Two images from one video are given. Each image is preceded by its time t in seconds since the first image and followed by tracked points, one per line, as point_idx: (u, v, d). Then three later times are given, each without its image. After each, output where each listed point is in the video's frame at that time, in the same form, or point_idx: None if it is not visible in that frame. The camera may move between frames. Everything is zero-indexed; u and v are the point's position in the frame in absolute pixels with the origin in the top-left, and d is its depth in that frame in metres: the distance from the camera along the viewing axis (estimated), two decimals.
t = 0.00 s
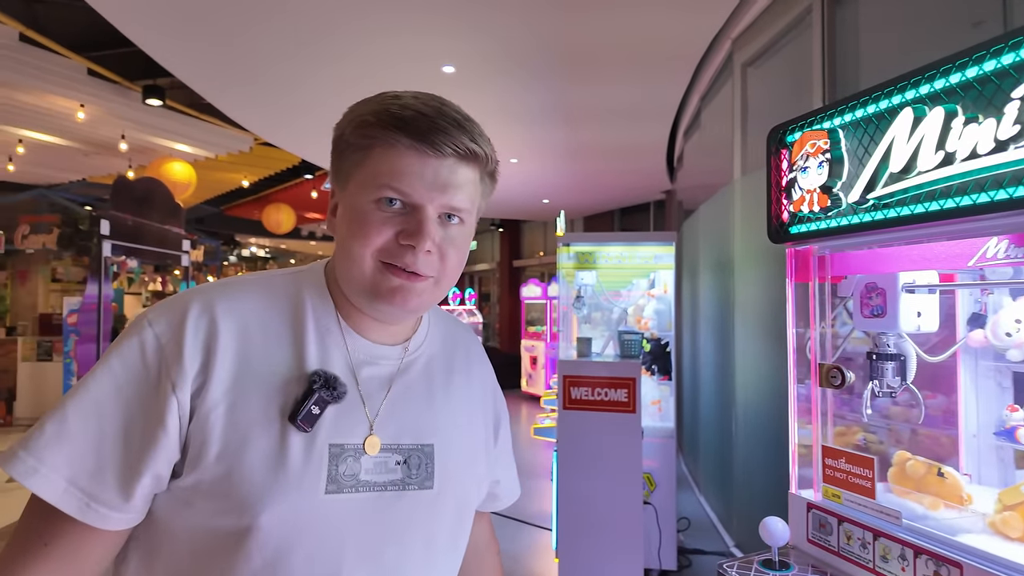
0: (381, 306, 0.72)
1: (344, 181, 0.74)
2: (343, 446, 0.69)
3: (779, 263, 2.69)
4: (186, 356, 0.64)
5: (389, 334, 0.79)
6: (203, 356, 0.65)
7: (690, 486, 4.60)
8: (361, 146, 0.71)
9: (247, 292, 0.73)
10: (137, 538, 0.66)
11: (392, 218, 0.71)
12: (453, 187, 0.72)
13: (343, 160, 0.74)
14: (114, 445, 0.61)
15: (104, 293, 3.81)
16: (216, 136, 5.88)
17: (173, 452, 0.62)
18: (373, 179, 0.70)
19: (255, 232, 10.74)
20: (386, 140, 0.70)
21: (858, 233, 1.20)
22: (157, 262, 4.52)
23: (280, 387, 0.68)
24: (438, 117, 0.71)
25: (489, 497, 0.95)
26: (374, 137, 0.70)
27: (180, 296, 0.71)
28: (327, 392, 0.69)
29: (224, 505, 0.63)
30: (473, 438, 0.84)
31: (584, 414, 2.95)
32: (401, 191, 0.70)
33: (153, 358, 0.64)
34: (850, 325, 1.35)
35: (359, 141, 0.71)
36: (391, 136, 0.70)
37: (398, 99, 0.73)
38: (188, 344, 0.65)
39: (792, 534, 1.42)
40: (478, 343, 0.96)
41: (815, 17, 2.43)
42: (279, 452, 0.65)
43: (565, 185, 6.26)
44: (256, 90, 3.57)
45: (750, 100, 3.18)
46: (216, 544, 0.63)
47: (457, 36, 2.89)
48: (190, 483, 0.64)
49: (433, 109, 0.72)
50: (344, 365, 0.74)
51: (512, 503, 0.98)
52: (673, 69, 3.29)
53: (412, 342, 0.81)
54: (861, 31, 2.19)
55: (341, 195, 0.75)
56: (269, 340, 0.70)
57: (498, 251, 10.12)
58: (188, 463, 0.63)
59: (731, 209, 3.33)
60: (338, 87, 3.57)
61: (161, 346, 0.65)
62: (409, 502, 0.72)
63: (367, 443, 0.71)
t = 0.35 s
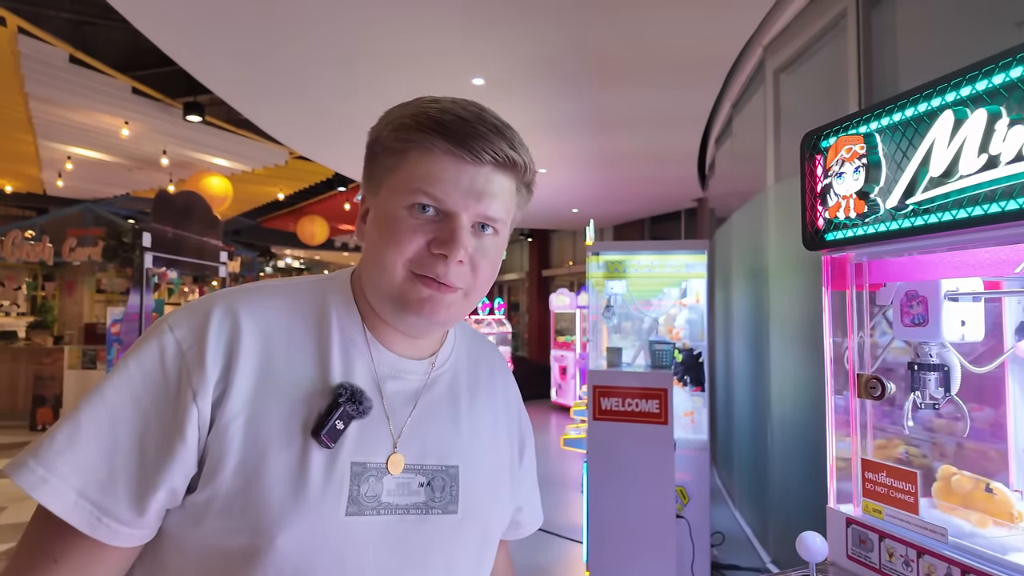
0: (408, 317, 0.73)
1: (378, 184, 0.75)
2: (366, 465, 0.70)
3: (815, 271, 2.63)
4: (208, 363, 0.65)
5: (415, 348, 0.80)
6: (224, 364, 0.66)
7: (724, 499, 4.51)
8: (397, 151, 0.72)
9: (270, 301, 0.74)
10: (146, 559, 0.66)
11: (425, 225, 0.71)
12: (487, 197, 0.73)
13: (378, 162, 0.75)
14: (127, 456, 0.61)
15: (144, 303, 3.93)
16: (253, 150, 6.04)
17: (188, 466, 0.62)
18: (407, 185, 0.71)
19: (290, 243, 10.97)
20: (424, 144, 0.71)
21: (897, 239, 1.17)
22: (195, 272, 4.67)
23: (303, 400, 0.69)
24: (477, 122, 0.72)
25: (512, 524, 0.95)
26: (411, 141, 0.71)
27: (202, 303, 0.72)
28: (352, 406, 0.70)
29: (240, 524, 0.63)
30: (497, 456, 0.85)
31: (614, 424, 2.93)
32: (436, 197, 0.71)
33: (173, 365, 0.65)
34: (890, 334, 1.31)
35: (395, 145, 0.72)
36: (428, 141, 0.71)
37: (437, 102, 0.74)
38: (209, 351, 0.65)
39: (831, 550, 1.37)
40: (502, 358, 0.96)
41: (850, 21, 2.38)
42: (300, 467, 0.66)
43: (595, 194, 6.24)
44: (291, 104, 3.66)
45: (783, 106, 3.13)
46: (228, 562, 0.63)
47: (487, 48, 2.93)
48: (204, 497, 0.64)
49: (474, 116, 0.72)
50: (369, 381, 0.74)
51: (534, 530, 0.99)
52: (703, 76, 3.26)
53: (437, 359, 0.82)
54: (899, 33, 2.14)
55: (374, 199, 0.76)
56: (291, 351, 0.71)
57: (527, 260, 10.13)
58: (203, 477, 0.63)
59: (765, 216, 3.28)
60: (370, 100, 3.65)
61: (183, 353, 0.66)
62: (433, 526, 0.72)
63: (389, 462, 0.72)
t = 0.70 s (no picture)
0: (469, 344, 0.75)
1: (435, 206, 0.70)
2: (381, 480, 0.70)
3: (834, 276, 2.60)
4: (214, 380, 0.65)
5: (429, 358, 0.80)
6: (232, 379, 0.66)
7: (743, 510, 4.44)
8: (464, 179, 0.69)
9: (276, 313, 0.74)
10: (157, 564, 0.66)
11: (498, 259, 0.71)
12: (542, 229, 0.75)
13: (438, 182, 0.70)
14: (131, 479, 0.61)
15: (165, 310, 3.98)
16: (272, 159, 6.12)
17: (197, 488, 0.62)
18: (482, 216, 0.69)
19: (309, 251, 11.07)
20: (499, 178, 0.70)
21: (917, 245, 1.15)
22: (215, 280, 4.74)
23: (317, 414, 0.69)
24: (548, 159, 0.72)
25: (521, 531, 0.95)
26: (489, 172, 0.69)
27: (205, 314, 0.71)
28: (366, 421, 0.71)
29: (253, 545, 0.63)
30: (508, 464, 0.85)
31: (631, 432, 2.91)
32: (508, 232, 0.71)
33: (179, 385, 0.64)
34: (909, 341, 1.29)
35: (465, 170, 0.69)
36: (504, 174, 0.70)
37: (505, 128, 0.72)
38: (216, 367, 0.65)
39: (849, 560, 1.35)
40: (509, 362, 0.96)
41: (868, 24, 2.36)
42: (313, 484, 0.66)
43: (611, 201, 6.24)
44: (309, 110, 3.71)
45: (800, 111, 3.11)
46: None
47: (501, 54, 2.97)
48: (213, 518, 0.64)
49: (541, 148, 0.73)
50: (391, 398, 0.76)
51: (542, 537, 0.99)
52: (719, 81, 3.26)
53: (454, 360, 0.84)
54: (919, 36, 2.12)
55: (423, 217, 0.71)
56: (302, 366, 0.71)
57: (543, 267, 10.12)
58: (211, 498, 0.64)
59: (784, 222, 3.24)
60: (387, 107, 3.70)
61: (188, 369, 0.65)
62: (447, 540, 0.73)
63: (422, 473, 0.74)
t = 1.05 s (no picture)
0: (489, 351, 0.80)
1: (483, 219, 0.73)
2: (413, 490, 0.73)
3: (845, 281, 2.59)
4: (245, 408, 0.63)
5: (430, 362, 0.84)
6: (263, 402, 0.65)
7: (754, 517, 4.41)
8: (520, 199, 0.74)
9: (292, 328, 0.72)
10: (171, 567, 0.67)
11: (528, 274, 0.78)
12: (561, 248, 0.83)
13: (492, 200, 0.73)
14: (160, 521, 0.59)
15: (177, 316, 4.01)
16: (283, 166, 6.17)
17: (236, 522, 0.61)
18: (526, 234, 0.75)
19: (319, 257, 11.15)
20: (547, 202, 0.76)
21: (926, 250, 1.14)
22: (227, 286, 4.80)
23: (350, 431, 0.70)
24: (581, 186, 0.80)
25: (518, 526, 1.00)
26: (538, 194, 0.75)
27: (216, 331, 0.68)
28: (400, 433, 0.73)
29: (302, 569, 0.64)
30: (505, 466, 0.91)
31: (641, 438, 2.90)
32: (541, 252, 0.77)
33: (205, 416, 0.62)
34: (920, 347, 1.28)
35: (517, 189, 0.73)
36: (551, 198, 0.76)
37: (550, 154, 0.77)
38: (245, 392, 0.63)
39: (859, 567, 1.34)
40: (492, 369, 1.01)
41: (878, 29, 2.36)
42: (352, 503, 0.67)
43: (620, 206, 6.23)
44: (320, 117, 3.74)
45: (810, 115, 3.10)
46: None
47: (509, 62, 3.00)
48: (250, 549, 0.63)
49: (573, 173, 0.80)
50: (417, 404, 0.79)
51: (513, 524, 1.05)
52: (728, 86, 3.26)
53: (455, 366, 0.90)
54: (928, 39, 2.11)
55: (469, 228, 0.73)
56: (329, 383, 0.71)
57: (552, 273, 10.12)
58: (249, 527, 0.63)
59: (794, 227, 3.23)
60: (397, 114, 3.75)
61: (213, 396, 0.63)
62: (469, 538, 0.78)
63: (452, 478, 0.78)
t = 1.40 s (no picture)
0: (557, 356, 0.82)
1: (559, 230, 0.74)
2: (497, 493, 0.73)
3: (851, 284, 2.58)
4: (360, 411, 0.61)
5: (493, 365, 0.85)
6: (374, 405, 0.63)
7: (762, 522, 4.37)
8: (597, 210, 0.76)
9: (384, 330, 0.70)
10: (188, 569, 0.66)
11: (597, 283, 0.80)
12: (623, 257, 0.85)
13: (570, 211, 0.74)
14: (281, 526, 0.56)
15: (185, 320, 3.91)
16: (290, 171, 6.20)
17: (350, 527, 0.59)
18: (600, 246, 0.77)
19: (326, 262, 11.18)
20: (620, 213, 0.78)
21: (934, 248, 1.13)
22: (235, 290, 4.81)
23: (444, 433, 0.69)
24: (649, 197, 0.83)
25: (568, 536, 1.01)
26: (613, 205, 0.77)
27: (315, 331, 0.65)
28: (488, 436, 0.72)
29: None
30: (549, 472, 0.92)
31: (647, 442, 2.88)
32: (610, 262, 0.80)
33: (319, 418, 0.59)
34: (929, 347, 1.27)
35: (594, 201, 0.75)
36: (625, 209, 0.78)
37: (623, 166, 0.79)
38: (358, 394, 0.61)
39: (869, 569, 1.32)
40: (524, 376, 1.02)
41: (885, 30, 2.35)
42: (452, 507, 0.66)
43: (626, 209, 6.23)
44: (327, 121, 3.75)
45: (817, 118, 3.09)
46: None
47: (516, 66, 3.00)
48: (360, 555, 0.61)
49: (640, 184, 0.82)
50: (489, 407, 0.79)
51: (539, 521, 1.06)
52: (735, 89, 3.25)
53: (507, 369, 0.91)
54: (936, 41, 2.10)
55: (545, 238, 0.74)
56: (423, 386, 0.69)
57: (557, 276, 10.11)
58: (361, 535, 0.61)
59: (801, 230, 3.22)
60: (404, 119, 3.76)
61: (326, 398, 0.61)
62: (539, 539, 0.78)
63: (518, 483, 0.77)
